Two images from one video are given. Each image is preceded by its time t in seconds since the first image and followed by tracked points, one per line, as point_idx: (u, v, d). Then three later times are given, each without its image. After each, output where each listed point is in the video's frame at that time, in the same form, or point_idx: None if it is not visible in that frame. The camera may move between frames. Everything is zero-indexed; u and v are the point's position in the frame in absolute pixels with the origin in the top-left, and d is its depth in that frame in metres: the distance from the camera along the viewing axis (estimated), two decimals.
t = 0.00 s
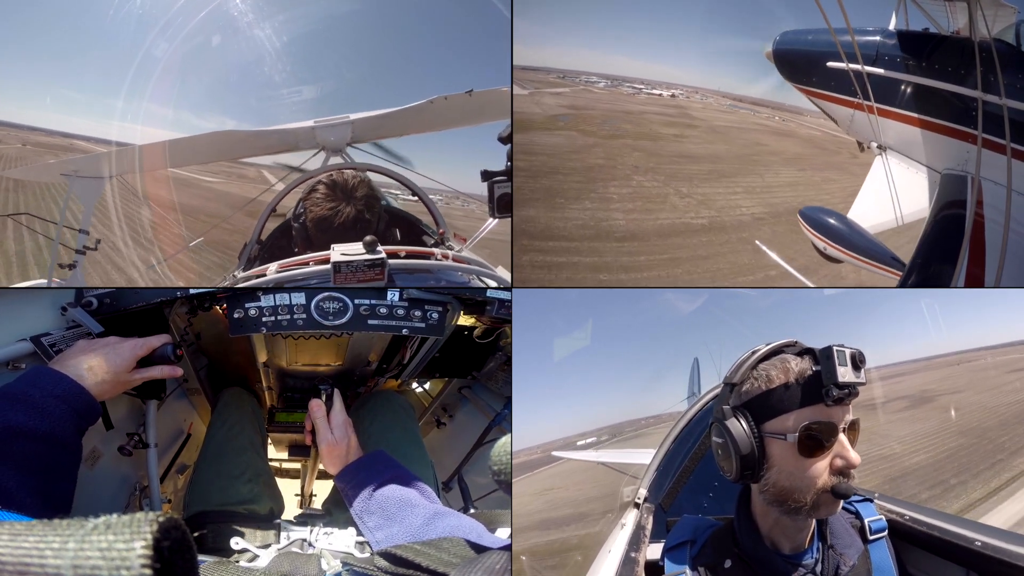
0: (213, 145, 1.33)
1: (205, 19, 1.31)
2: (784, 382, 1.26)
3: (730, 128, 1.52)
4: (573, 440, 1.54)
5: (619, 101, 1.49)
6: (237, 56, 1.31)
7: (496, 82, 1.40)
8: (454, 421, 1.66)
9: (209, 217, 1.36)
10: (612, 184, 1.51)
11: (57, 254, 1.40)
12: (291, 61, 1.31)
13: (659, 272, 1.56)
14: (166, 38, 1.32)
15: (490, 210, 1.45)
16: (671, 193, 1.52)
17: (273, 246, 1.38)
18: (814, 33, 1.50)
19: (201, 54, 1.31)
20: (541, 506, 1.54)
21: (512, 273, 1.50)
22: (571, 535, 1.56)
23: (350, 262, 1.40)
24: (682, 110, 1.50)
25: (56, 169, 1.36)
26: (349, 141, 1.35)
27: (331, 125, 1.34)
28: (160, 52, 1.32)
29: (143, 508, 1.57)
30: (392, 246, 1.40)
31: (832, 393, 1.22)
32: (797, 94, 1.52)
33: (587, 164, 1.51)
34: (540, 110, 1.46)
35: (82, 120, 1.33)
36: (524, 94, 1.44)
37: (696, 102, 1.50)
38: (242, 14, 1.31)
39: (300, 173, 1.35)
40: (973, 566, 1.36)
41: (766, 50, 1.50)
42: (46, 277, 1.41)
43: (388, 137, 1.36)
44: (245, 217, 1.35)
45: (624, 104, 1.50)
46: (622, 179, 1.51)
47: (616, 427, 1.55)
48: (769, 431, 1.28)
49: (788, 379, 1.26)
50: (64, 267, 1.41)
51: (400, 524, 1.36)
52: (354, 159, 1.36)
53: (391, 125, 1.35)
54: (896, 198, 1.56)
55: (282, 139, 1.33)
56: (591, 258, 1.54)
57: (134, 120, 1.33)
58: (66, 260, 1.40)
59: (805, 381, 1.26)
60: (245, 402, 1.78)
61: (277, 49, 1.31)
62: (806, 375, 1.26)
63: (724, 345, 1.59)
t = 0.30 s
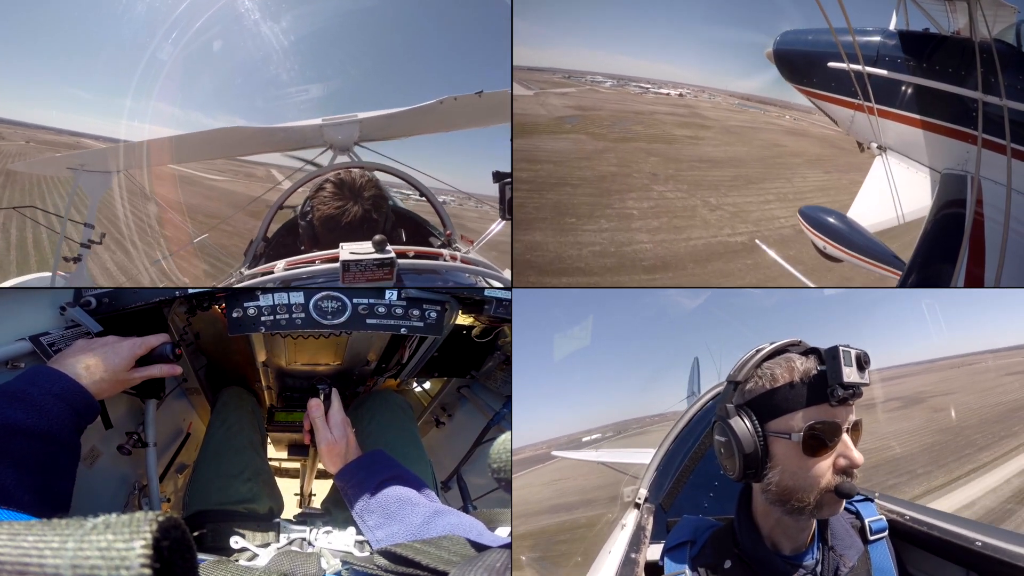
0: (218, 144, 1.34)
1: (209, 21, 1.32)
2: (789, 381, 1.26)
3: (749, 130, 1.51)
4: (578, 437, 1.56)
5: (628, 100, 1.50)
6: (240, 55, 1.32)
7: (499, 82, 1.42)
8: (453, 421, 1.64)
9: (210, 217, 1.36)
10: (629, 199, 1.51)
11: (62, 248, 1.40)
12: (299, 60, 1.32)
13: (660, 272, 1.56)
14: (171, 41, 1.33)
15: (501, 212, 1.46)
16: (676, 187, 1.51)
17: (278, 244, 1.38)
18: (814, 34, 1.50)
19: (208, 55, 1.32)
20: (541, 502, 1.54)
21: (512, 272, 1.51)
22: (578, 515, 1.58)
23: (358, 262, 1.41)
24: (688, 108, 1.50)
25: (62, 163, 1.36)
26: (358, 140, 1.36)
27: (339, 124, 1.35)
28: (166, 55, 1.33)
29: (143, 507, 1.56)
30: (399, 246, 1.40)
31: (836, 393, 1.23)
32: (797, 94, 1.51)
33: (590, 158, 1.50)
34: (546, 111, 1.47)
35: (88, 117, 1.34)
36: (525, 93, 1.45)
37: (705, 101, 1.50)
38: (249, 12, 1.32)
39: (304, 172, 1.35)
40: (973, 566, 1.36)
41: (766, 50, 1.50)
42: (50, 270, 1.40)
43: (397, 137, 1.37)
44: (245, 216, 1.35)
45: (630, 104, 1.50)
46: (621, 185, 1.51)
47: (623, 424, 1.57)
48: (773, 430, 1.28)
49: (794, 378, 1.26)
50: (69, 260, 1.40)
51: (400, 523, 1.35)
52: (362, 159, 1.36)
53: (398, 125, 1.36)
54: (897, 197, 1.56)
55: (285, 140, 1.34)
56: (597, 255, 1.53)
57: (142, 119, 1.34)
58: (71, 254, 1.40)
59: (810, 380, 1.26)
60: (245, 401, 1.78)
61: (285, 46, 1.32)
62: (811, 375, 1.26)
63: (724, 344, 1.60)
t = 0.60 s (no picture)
0: (222, 146, 1.34)
1: (215, 26, 1.33)
2: (785, 381, 1.26)
3: (766, 133, 1.53)
4: (584, 435, 1.54)
5: (634, 103, 1.51)
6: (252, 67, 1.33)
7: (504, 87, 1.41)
8: (453, 420, 1.64)
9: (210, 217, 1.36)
10: (651, 221, 1.55)
11: (66, 250, 1.42)
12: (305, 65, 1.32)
13: (660, 272, 1.57)
14: (177, 44, 1.33)
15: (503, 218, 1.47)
16: (671, 197, 1.54)
17: (283, 249, 1.38)
18: (814, 34, 1.49)
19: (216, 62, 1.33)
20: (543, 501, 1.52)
21: (512, 276, 1.51)
22: (585, 505, 1.57)
23: (363, 266, 1.40)
24: (699, 111, 1.51)
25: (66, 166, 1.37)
26: (361, 146, 1.35)
27: (344, 129, 1.34)
28: (173, 57, 1.33)
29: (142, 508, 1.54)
30: (402, 251, 1.40)
31: (833, 392, 1.23)
32: (797, 94, 1.51)
33: (591, 169, 1.54)
34: (549, 112, 1.49)
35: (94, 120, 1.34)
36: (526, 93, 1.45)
37: (712, 103, 1.51)
38: (260, 22, 1.32)
39: (308, 177, 1.35)
40: (973, 566, 1.36)
41: (767, 50, 1.50)
42: (54, 272, 1.42)
43: (400, 142, 1.35)
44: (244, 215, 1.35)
45: (633, 105, 1.51)
46: (625, 180, 1.54)
47: (627, 422, 1.56)
48: (770, 430, 1.27)
49: (790, 378, 1.27)
50: (72, 262, 1.43)
51: (400, 523, 1.36)
52: (366, 164, 1.35)
53: (402, 129, 1.35)
54: (897, 195, 1.56)
55: (286, 141, 1.34)
56: (588, 257, 1.56)
57: (148, 122, 1.34)
58: (74, 256, 1.43)
59: (807, 380, 1.26)
60: (244, 401, 1.77)
61: (294, 56, 1.33)
62: (807, 374, 1.26)
63: (724, 344, 1.59)
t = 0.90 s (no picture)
0: (225, 144, 1.34)
1: (215, 26, 1.33)
2: (787, 379, 1.26)
3: (779, 140, 1.52)
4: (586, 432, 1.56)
5: (637, 105, 1.50)
6: (258, 62, 1.33)
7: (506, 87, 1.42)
8: (453, 423, 1.67)
9: (211, 218, 1.36)
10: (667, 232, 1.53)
11: (69, 247, 1.39)
12: (308, 62, 1.33)
13: (661, 272, 1.55)
14: (180, 40, 1.33)
15: (503, 217, 1.46)
16: (667, 203, 1.52)
17: (285, 246, 1.38)
18: (814, 33, 1.50)
19: (219, 60, 1.33)
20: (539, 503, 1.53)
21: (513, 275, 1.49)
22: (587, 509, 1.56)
23: (364, 263, 1.40)
24: (710, 116, 1.51)
25: (65, 166, 1.36)
26: (364, 144, 1.36)
27: (345, 127, 1.35)
28: (175, 54, 1.33)
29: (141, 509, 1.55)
30: (404, 249, 1.40)
31: (834, 392, 1.23)
32: (797, 94, 1.52)
33: (593, 167, 1.51)
34: (550, 114, 1.48)
35: (94, 113, 1.34)
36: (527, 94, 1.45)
37: (717, 107, 1.50)
38: (264, 19, 1.33)
39: (308, 176, 1.36)
40: (973, 566, 1.36)
41: (766, 50, 1.50)
42: (57, 268, 1.40)
43: (404, 140, 1.36)
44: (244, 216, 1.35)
45: (637, 109, 1.50)
46: (623, 184, 1.51)
47: (628, 418, 1.57)
48: (771, 428, 1.27)
49: (792, 377, 1.27)
50: (76, 259, 1.40)
51: (401, 525, 1.37)
52: (369, 163, 1.37)
53: (408, 127, 1.36)
54: (897, 196, 1.56)
55: (287, 141, 1.34)
56: (592, 256, 1.53)
57: (151, 117, 1.34)
58: (77, 253, 1.40)
59: (810, 379, 1.26)
60: (244, 405, 1.77)
61: (299, 51, 1.32)
62: (809, 374, 1.27)
63: (724, 344, 1.59)
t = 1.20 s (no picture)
0: (218, 144, 1.34)
1: (213, 27, 1.33)
2: (788, 376, 1.27)
3: (796, 140, 1.52)
4: (587, 428, 1.56)
5: (641, 107, 1.50)
6: (253, 66, 1.33)
7: (505, 97, 1.44)
8: (453, 422, 1.66)
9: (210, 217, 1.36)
10: (668, 232, 1.52)
11: (53, 237, 1.38)
12: (305, 64, 1.33)
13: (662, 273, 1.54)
14: (177, 39, 1.33)
15: (492, 229, 1.44)
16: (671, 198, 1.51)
17: (272, 248, 1.37)
18: (814, 34, 1.50)
19: (215, 63, 1.33)
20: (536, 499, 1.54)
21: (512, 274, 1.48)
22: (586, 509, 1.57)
23: (352, 269, 1.40)
24: (716, 116, 1.51)
25: (60, 165, 1.36)
26: (355, 150, 1.36)
27: (338, 133, 1.35)
28: (171, 53, 1.33)
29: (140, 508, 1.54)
30: (391, 257, 1.40)
31: (833, 388, 1.24)
32: (797, 94, 1.52)
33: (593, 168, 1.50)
34: (551, 116, 1.48)
35: (88, 108, 1.34)
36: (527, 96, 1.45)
37: (724, 107, 1.51)
38: (265, 22, 1.33)
39: (297, 180, 1.35)
40: (973, 566, 1.37)
41: (766, 50, 1.50)
42: (40, 259, 1.38)
43: (396, 149, 1.36)
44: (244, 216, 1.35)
45: (640, 109, 1.50)
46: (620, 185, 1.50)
47: (628, 416, 1.58)
48: (771, 424, 1.27)
49: (792, 374, 1.27)
50: (59, 250, 1.38)
51: (400, 524, 1.37)
52: (358, 168, 1.36)
53: (402, 135, 1.36)
54: (897, 196, 1.56)
55: (282, 144, 1.35)
56: (597, 253, 1.51)
57: (144, 115, 1.34)
58: (61, 244, 1.38)
59: (810, 377, 1.26)
60: (245, 404, 1.75)
61: (296, 58, 1.33)
62: (809, 371, 1.27)
63: (724, 344, 1.59)
